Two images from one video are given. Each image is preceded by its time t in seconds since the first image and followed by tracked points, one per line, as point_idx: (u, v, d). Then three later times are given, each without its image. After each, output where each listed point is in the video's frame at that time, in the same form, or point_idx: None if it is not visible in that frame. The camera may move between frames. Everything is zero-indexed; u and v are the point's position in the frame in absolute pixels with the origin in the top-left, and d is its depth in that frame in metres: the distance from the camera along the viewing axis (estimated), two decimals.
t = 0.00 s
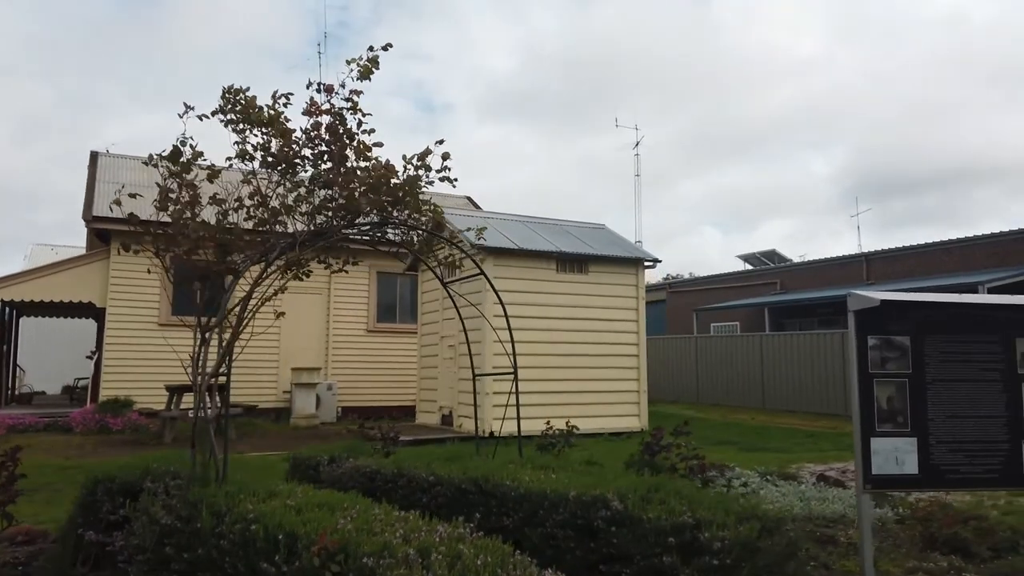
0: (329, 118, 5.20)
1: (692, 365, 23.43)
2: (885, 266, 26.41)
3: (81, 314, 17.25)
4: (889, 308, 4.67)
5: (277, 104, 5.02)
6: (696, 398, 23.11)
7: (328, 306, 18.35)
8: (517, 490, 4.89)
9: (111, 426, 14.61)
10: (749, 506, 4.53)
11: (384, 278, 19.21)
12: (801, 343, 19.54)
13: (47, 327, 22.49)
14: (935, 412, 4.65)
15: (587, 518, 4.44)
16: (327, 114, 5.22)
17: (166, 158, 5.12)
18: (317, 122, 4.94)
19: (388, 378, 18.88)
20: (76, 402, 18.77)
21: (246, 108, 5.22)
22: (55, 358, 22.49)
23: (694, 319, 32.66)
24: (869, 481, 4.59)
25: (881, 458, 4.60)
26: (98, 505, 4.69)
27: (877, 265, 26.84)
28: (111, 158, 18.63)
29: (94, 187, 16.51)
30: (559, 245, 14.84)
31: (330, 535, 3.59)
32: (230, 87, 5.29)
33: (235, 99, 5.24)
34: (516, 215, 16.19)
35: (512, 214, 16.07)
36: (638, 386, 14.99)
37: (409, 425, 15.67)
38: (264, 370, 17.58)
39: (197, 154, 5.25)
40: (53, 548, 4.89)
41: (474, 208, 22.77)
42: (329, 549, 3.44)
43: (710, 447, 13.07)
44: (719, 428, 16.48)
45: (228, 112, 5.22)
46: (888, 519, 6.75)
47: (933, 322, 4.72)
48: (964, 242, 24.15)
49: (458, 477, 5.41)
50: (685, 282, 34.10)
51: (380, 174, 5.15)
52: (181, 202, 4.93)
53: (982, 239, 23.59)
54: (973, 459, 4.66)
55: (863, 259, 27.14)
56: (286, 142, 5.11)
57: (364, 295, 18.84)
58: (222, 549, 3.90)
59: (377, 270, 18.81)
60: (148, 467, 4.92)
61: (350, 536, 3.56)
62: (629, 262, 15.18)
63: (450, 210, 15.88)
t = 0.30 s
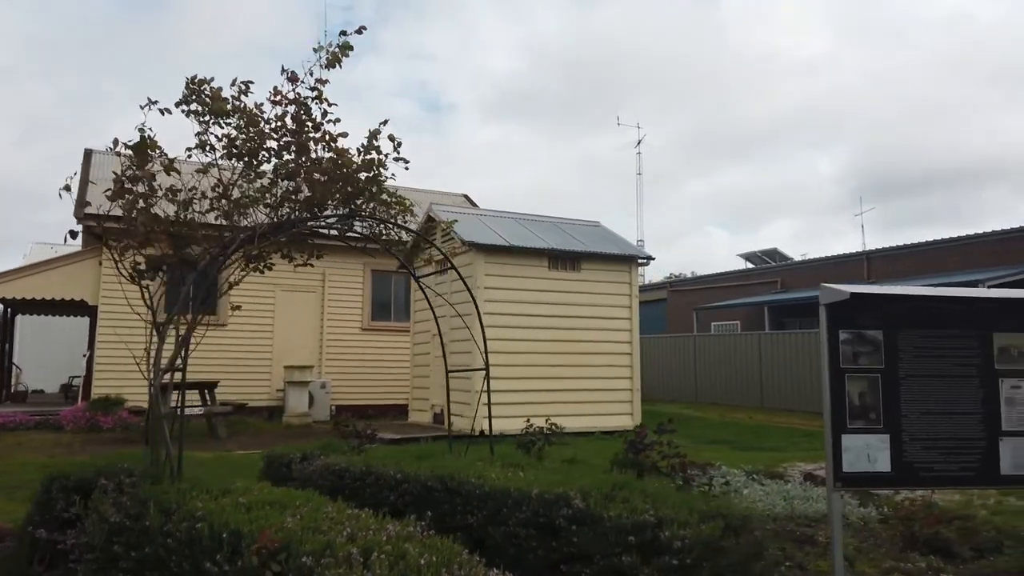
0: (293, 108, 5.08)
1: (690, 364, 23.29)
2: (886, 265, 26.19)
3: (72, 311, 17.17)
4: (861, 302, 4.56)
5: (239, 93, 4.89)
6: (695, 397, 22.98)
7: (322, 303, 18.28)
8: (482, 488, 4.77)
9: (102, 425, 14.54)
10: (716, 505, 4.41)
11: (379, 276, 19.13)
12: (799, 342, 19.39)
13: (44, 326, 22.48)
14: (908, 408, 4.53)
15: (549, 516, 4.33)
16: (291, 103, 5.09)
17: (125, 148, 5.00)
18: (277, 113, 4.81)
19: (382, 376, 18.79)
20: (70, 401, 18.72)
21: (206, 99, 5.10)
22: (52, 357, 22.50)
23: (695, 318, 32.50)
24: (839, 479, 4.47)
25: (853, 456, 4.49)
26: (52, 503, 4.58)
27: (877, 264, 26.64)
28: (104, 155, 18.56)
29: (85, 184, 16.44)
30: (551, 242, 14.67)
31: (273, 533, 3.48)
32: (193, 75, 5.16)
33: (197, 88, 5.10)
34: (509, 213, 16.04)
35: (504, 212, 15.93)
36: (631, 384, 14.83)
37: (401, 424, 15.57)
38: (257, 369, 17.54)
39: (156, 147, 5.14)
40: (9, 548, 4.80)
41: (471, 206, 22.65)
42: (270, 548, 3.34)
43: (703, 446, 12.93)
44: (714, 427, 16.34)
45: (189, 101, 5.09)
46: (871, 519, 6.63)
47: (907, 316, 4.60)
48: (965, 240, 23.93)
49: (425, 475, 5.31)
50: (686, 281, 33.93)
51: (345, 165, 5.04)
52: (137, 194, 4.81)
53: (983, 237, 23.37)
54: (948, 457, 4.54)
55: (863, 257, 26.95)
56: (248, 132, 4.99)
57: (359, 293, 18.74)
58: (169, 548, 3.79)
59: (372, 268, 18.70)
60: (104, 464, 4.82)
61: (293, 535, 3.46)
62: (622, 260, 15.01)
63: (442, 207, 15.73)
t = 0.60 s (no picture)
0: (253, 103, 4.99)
1: (688, 364, 23.14)
2: (885, 264, 26.04)
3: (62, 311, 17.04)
4: (833, 300, 4.43)
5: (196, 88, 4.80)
6: (692, 398, 22.84)
7: (315, 303, 18.19)
8: (446, 492, 4.65)
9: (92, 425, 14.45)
10: (684, 510, 4.29)
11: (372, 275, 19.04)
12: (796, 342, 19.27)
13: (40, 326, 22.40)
14: (882, 410, 4.40)
15: (511, 522, 4.20)
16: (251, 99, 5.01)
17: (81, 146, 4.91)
18: (233, 107, 4.73)
19: (374, 376, 18.68)
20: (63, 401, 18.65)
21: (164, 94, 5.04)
22: (47, 357, 22.43)
23: (694, 317, 32.35)
24: (810, 483, 4.35)
25: (824, 459, 4.37)
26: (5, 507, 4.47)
27: (877, 262, 26.47)
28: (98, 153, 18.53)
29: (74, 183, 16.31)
30: (543, 241, 14.51)
31: (215, 540, 3.36)
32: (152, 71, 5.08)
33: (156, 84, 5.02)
34: (501, 212, 15.89)
35: (496, 211, 15.78)
36: (624, 384, 14.66)
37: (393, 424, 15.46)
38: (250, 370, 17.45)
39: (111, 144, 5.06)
40: None
41: (467, 204, 22.52)
42: (209, 557, 3.22)
43: (695, 447, 12.79)
44: (709, 427, 16.19)
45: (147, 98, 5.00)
46: (854, 523, 6.50)
47: (882, 315, 4.46)
48: (965, 239, 23.74)
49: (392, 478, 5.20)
50: (686, 281, 33.79)
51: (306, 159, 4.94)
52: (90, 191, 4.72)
53: (983, 236, 23.17)
54: (923, 460, 4.41)
55: (863, 255, 26.77)
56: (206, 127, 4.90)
57: (353, 293, 18.67)
58: (113, 554, 3.68)
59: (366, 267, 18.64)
60: (60, 467, 4.71)
61: (235, 542, 3.34)
62: (615, 258, 14.86)
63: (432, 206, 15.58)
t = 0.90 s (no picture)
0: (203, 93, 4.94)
1: (680, 363, 23.04)
2: (879, 263, 25.95)
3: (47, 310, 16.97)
4: (789, 295, 4.35)
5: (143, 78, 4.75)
6: (684, 398, 22.73)
7: (303, 302, 18.10)
8: (397, 491, 4.54)
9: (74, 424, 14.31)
10: (636, 510, 4.18)
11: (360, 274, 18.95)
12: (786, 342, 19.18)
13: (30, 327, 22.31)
14: (840, 408, 4.31)
15: (458, 522, 4.10)
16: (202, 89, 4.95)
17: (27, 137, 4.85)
18: (177, 99, 4.66)
19: (362, 376, 18.55)
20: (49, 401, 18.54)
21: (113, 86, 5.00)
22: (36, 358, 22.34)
23: (689, 317, 32.24)
24: (765, 482, 4.27)
25: (780, 457, 4.28)
26: None
27: (871, 261, 26.37)
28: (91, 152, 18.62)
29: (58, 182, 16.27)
30: (528, 239, 14.39)
31: (138, 542, 3.27)
32: (101, 62, 5.03)
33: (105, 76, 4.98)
34: (487, 210, 15.78)
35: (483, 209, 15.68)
36: (610, 383, 14.54)
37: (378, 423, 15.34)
38: (236, 369, 17.36)
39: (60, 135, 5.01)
40: None
41: (458, 203, 22.43)
42: (129, 559, 3.13)
43: (680, 446, 12.67)
44: (697, 427, 16.08)
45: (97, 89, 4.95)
46: (826, 523, 6.41)
47: (839, 310, 4.38)
48: (959, 238, 23.62)
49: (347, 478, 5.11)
50: (681, 280, 33.71)
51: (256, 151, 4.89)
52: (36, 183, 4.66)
53: (977, 234, 23.04)
54: (881, 459, 4.31)
55: (857, 255, 26.68)
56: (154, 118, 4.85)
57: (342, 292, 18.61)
58: (42, 556, 3.59)
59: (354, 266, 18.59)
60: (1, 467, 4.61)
61: (159, 544, 3.24)
62: (601, 257, 14.74)
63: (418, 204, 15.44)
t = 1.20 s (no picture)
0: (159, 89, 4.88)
1: (673, 364, 22.96)
2: (874, 263, 25.87)
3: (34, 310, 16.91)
4: (750, 295, 4.29)
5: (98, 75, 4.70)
6: (676, 399, 22.65)
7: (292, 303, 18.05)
8: (353, 496, 4.47)
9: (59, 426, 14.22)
10: (592, 515, 4.11)
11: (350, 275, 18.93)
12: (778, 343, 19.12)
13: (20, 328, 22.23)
14: (800, 410, 4.25)
15: (410, 527, 4.02)
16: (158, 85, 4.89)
17: None
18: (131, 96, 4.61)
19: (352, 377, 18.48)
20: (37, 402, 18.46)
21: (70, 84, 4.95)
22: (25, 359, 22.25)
23: (684, 317, 32.16)
24: (724, 486, 4.20)
25: (740, 461, 4.22)
26: None
27: (866, 262, 26.30)
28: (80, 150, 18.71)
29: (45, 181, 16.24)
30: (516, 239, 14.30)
31: (70, 548, 3.19)
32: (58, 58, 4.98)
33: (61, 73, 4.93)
34: (476, 210, 15.70)
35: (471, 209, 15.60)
36: (598, 384, 14.45)
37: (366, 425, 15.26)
38: (224, 369, 17.29)
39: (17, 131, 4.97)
40: None
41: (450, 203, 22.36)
42: (59, 567, 3.06)
43: (666, 448, 12.60)
44: (687, 428, 16.00)
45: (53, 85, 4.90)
46: (800, 526, 6.34)
47: (800, 311, 4.32)
48: (953, 238, 23.54)
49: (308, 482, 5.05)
50: (676, 281, 33.62)
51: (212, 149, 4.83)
52: None
53: (971, 235, 22.95)
54: (843, 462, 4.24)
55: (851, 255, 26.60)
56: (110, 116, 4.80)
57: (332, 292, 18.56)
58: None
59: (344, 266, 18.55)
60: None
61: (92, 551, 3.17)
62: (589, 257, 14.66)
63: (405, 204, 15.36)
